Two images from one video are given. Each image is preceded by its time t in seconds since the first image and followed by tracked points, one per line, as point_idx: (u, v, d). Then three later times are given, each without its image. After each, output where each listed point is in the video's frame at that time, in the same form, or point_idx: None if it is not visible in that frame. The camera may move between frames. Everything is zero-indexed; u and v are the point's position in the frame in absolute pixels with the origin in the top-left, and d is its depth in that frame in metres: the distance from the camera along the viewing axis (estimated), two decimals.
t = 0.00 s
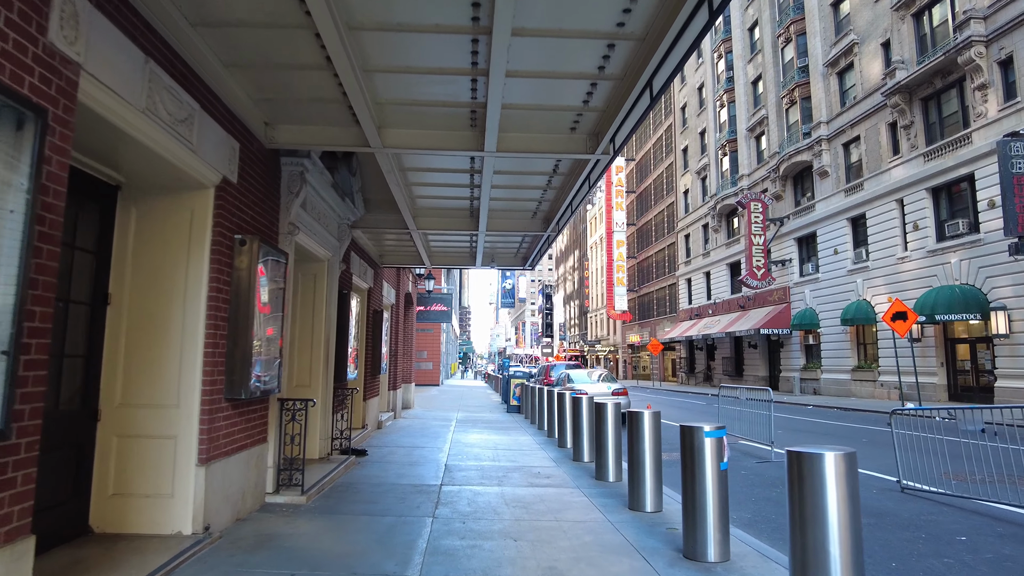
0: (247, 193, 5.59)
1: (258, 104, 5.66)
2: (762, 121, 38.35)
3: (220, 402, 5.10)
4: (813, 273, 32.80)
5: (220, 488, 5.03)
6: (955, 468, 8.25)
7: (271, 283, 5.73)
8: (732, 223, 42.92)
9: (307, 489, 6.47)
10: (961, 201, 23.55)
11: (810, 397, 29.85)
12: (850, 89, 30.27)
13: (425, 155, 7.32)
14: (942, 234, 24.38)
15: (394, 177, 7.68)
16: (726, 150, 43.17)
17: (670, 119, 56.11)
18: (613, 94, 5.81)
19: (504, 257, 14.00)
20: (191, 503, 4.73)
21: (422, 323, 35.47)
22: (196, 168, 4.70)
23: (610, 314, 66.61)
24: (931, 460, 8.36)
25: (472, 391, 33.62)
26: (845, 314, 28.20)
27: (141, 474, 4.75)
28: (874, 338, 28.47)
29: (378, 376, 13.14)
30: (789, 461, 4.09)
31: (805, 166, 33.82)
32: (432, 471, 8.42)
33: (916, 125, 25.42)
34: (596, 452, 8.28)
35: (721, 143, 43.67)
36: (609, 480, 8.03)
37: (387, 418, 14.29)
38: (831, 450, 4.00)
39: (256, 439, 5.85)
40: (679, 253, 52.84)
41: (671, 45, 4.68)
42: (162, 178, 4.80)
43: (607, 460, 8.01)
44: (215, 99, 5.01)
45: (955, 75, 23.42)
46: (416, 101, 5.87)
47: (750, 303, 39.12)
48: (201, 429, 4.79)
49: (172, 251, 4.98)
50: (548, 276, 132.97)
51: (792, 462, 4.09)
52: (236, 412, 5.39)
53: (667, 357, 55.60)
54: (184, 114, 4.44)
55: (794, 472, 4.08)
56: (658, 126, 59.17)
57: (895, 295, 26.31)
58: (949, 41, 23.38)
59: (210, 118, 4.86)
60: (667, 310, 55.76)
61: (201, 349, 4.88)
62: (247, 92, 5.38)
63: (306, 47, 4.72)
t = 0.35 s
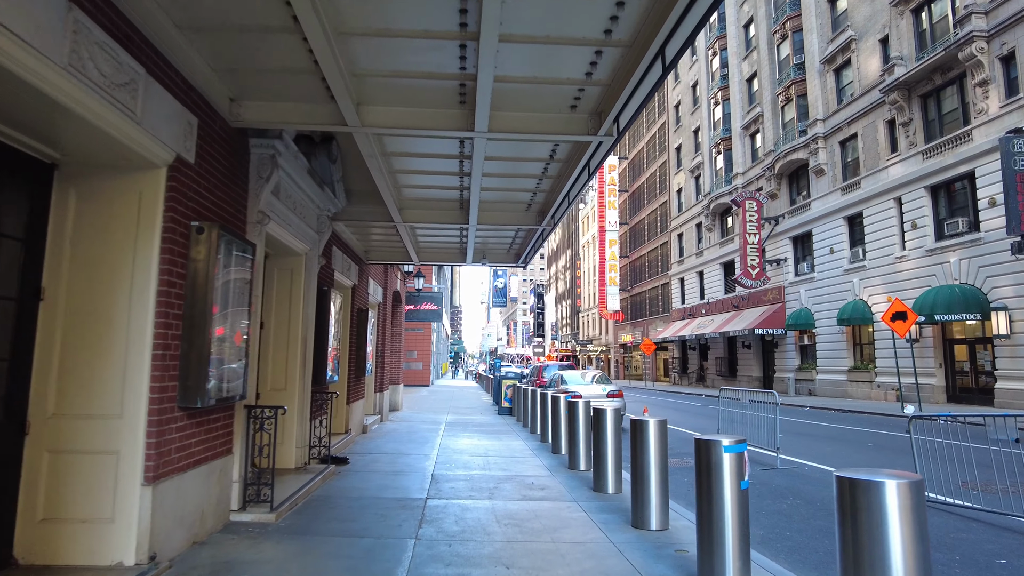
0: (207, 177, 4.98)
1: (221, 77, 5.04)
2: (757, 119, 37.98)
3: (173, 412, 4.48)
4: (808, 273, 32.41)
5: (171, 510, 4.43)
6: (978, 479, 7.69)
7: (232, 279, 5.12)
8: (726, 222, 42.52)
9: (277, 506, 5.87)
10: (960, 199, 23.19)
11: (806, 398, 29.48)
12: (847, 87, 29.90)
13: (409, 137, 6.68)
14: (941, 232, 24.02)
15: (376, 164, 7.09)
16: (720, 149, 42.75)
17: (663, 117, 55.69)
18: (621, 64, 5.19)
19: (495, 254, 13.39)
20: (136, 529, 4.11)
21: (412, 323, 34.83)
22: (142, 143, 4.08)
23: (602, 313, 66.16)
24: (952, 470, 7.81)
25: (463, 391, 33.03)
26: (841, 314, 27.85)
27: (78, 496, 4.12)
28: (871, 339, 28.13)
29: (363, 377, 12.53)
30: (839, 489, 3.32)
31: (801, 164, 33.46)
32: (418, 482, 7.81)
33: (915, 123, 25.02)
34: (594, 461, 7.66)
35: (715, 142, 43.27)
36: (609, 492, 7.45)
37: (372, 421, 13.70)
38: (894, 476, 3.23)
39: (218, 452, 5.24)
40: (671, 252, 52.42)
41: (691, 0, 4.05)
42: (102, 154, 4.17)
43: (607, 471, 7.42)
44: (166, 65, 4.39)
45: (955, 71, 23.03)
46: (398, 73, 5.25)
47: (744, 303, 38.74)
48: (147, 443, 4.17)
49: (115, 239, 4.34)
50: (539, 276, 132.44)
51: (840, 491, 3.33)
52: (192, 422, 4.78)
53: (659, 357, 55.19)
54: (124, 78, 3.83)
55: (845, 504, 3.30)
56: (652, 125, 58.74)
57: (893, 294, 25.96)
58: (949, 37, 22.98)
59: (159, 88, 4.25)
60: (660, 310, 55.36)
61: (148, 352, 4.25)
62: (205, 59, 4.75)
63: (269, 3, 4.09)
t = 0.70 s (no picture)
0: (156, 151, 4.39)
1: (171, 36, 4.44)
2: (747, 116, 37.70)
3: (110, 417, 3.87)
4: (799, 271, 32.15)
5: (107, 530, 3.83)
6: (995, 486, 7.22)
7: (181, 267, 4.54)
8: (716, 220, 42.23)
9: (239, 520, 5.29)
10: (954, 196, 22.94)
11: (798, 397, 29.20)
12: (838, 83, 29.67)
13: (388, 112, 6.09)
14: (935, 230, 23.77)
15: (353, 144, 6.52)
16: (710, 146, 42.46)
17: (652, 115, 55.37)
18: (623, 22, 4.66)
19: (483, 248, 12.81)
20: (58, 556, 3.50)
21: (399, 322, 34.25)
22: (63, 102, 3.45)
23: (591, 312, 65.78)
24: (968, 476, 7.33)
25: (451, 392, 32.44)
26: (834, 313, 27.57)
27: None
28: (863, 338, 27.90)
29: (344, 379, 11.95)
30: (909, 518, 2.82)
31: (792, 162, 33.19)
32: (399, 491, 7.23)
33: (908, 119, 24.74)
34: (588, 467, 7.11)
35: (705, 139, 42.95)
36: (605, 501, 6.90)
37: (353, 424, 13.13)
38: (978, 502, 2.72)
39: (169, 462, 4.65)
40: (660, 250, 52.08)
41: None
42: (22, 117, 3.55)
43: (603, 478, 6.88)
44: (102, 15, 3.79)
45: (949, 66, 22.76)
46: (374, 33, 4.68)
47: (734, 302, 38.43)
48: (73, 455, 3.56)
49: (41, 217, 3.73)
50: (527, 275, 131.92)
51: (911, 530, 2.82)
52: (136, 429, 4.17)
53: (648, 356, 54.86)
54: (37, 20, 3.21)
55: (916, 540, 2.80)
56: (641, 123, 58.42)
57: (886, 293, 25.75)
58: (943, 31, 22.70)
59: (90, 40, 3.64)
60: (649, 309, 55.03)
61: (77, 349, 3.64)
62: (151, 14, 4.16)
63: None
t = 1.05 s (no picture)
0: (116, 119, 3.85)
1: None
2: (749, 114, 37.25)
3: (53, 420, 3.31)
4: (802, 270, 31.70)
5: (50, 554, 3.27)
6: None
7: (145, 251, 3.99)
8: (717, 219, 41.77)
9: (215, 535, 4.74)
10: (962, 193, 22.49)
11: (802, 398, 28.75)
12: (843, 79, 29.19)
13: (383, 82, 5.55)
14: (943, 227, 23.31)
15: (346, 122, 5.98)
16: (711, 144, 41.99)
17: (652, 114, 54.89)
18: None
19: (483, 243, 12.27)
20: None
21: (396, 322, 33.70)
22: None
23: (590, 313, 65.27)
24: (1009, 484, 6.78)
25: (449, 393, 31.95)
26: (838, 312, 27.13)
27: None
28: (869, 338, 27.45)
29: (337, 379, 11.41)
30: None
31: (795, 159, 32.74)
32: (395, 501, 6.67)
33: (915, 115, 24.24)
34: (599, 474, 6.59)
35: (705, 137, 42.49)
36: (618, 510, 6.36)
37: (347, 426, 12.60)
38: None
39: (134, 471, 4.10)
40: (660, 250, 51.60)
41: None
42: None
43: (615, 484, 6.34)
44: None
45: (958, 60, 22.28)
46: None
47: (735, 301, 37.97)
48: (7, 467, 3.01)
49: None
50: (525, 275, 131.36)
51: None
52: (89, 436, 3.60)
53: (648, 356, 54.36)
54: None
55: None
56: (640, 122, 57.92)
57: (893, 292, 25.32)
58: (952, 25, 22.20)
59: None
60: (648, 309, 54.57)
61: (14, 342, 3.10)
62: None
63: None
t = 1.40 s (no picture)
0: (42, 80, 3.23)
1: None
2: (749, 111, 36.76)
3: None
4: (803, 270, 31.25)
5: None
6: None
7: (79, 236, 3.37)
8: (715, 218, 41.27)
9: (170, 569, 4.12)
10: (970, 191, 22.01)
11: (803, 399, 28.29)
12: (845, 75, 28.72)
13: (369, 48, 4.93)
14: (949, 226, 22.83)
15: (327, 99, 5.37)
16: (709, 142, 41.49)
17: (650, 111, 54.37)
18: None
19: (479, 238, 11.66)
20: None
21: (391, 321, 33.07)
22: None
23: (587, 312, 64.71)
24: None
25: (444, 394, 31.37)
26: (841, 312, 26.67)
27: None
28: (871, 338, 26.99)
29: (324, 382, 10.81)
30: None
31: (796, 157, 32.27)
32: (382, 519, 6.09)
33: (920, 111, 23.75)
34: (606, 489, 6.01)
35: (704, 135, 41.99)
36: (627, 529, 5.78)
37: (336, 432, 12.01)
38: None
39: (68, 497, 3.49)
40: (658, 249, 51.10)
41: None
42: None
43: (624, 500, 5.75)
44: None
45: (966, 55, 21.80)
46: None
47: (734, 301, 37.49)
48: None
49: None
50: (521, 275, 130.77)
51: None
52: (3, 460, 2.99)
53: (645, 357, 53.86)
54: None
55: None
56: (638, 120, 57.40)
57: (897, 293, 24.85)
58: (959, 18, 21.71)
59: None
60: (645, 309, 54.08)
61: None
62: None
63: None
